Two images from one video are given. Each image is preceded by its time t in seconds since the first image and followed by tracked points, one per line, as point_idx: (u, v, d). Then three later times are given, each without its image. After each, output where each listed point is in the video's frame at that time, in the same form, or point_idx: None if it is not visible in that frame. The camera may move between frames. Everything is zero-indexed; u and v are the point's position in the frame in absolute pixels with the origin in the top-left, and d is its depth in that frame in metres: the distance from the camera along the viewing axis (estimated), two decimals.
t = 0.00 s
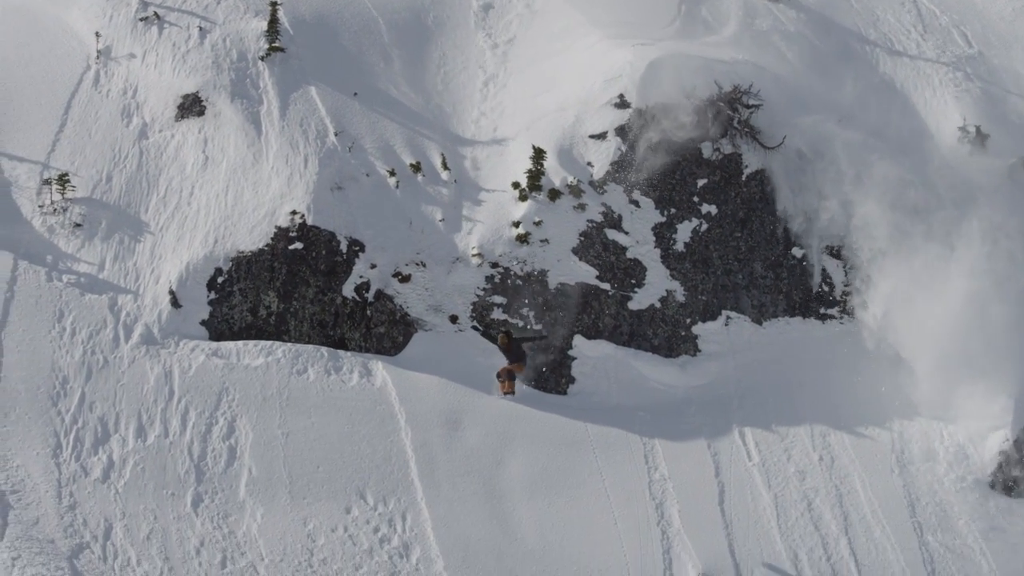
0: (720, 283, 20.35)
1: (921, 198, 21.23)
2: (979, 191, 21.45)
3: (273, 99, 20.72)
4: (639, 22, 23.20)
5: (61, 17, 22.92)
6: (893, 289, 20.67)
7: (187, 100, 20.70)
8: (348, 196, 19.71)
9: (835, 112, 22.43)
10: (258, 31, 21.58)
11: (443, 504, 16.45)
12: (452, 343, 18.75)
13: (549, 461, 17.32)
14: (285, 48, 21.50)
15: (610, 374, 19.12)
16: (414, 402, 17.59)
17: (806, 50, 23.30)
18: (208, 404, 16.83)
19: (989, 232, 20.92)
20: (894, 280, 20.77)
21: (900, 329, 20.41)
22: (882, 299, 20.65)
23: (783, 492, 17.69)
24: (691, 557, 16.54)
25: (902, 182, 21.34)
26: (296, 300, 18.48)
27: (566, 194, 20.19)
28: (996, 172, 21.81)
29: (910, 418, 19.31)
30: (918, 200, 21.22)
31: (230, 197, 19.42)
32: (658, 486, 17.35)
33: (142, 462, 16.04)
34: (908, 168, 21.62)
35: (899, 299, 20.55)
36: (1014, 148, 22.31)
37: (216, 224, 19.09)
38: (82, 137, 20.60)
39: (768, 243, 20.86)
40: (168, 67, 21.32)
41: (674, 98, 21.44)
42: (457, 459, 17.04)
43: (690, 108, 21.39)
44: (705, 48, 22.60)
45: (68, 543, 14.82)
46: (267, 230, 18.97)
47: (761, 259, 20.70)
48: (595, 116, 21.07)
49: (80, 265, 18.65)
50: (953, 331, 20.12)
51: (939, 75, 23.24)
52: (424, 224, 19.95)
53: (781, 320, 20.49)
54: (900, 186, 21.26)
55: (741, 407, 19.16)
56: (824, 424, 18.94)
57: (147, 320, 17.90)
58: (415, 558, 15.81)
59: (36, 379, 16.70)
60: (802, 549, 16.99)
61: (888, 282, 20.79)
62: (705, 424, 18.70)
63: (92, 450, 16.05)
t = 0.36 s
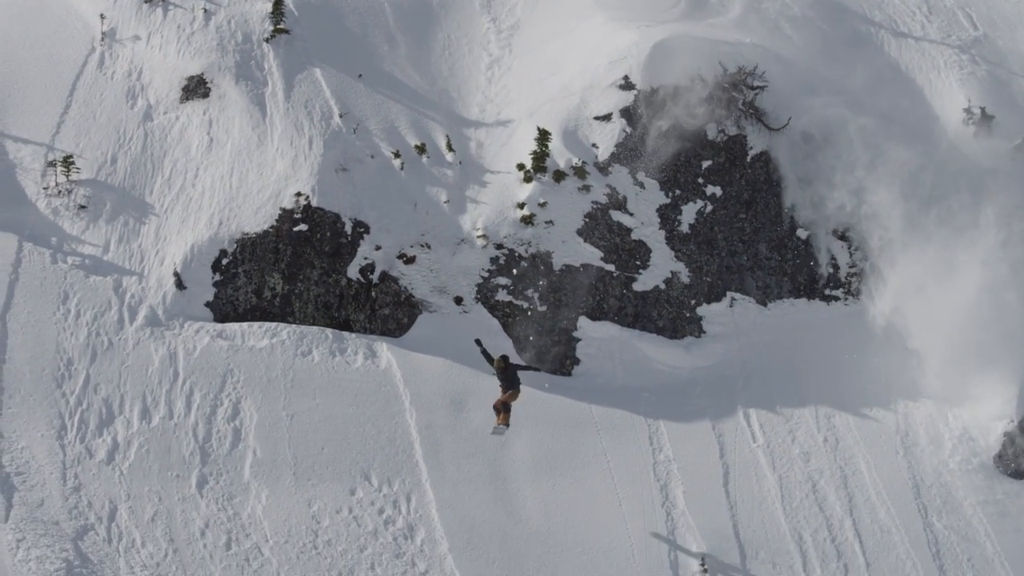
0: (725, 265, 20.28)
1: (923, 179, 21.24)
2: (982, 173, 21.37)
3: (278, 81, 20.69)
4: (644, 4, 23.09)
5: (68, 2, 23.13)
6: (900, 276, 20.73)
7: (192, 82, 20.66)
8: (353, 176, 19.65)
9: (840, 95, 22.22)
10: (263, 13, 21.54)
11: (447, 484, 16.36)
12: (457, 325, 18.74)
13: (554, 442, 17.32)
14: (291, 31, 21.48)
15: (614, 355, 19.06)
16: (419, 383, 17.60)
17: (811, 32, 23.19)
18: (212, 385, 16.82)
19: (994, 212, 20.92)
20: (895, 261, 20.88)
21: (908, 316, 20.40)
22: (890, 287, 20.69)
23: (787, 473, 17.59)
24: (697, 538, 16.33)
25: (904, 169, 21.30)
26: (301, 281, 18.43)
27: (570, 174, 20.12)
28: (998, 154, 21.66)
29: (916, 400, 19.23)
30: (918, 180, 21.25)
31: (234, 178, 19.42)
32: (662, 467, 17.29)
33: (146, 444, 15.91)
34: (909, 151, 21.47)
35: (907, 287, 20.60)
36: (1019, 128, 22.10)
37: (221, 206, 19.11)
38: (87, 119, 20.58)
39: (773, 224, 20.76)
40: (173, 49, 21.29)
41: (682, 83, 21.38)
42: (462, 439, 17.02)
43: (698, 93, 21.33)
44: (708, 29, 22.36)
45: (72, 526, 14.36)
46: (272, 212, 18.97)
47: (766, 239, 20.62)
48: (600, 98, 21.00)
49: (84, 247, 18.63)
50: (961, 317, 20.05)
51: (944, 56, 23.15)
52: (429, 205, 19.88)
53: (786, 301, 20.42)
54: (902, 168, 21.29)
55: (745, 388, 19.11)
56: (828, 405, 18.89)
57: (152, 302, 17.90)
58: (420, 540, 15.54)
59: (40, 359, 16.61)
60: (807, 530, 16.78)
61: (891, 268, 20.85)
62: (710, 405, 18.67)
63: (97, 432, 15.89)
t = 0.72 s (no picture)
0: (728, 244, 20.29)
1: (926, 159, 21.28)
2: (985, 154, 21.36)
3: (280, 60, 20.55)
4: None
5: None
6: (907, 259, 20.79)
7: (195, 61, 20.56)
8: (356, 156, 19.56)
9: (843, 73, 22.05)
10: None
11: (450, 463, 16.37)
12: (461, 305, 18.67)
13: (557, 421, 17.31)
14: (292, 9, 21.24)
15: (618, 335, 19.01)
16: (423, 362, 17.58)
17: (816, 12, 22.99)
18: (216, 364, 16.81)
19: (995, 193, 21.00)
20: (898, 239, 20.96)
21: (914, 297, 20.41)
22: (896, 271, 20.75)
23: (790, 453, 17.57)
24: (699, 518, 16.28)
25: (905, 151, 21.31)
26: (304, 261, 18.44)
27: (573, 154, 20.00)
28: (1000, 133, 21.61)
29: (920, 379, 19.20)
30: (922, 159, 21.29)
31: (238, 158, 19.35)
32: (666, 447, 17.28)
33: (150, 424, 15.92)
34: (914, 130, 21.47)
35: (911, 270, 20.68)
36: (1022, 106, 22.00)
37: (224, 184, 19.06)
38: (90, 99, 20.49)
39: (776, 204, 20.78)
40: (175, 28, 21.17)
41: (686, 65, 21.28)
42: (465, 418, 17.03)
43: (708, 76, 21.26)
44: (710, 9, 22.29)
45: (75, 505, 14.37)
46: (274, 192, 18.94)
47: (769, 219, 20.65)
48: (602, 77, 20.83)
49: (87, 227, 18.61)
50: (969, 301, 20.06)
51: (946, 36, 22.98)
52: (431, 183, 19.80)
53: (788, 281, 20.44)
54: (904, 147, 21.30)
55: (749, 367, 19.07)
56: (832, 385, 18.85)
57: (156, 281, 17.88)
58: (423, 520, 15.52)
59: (44, 340, 16.59)
60: (810, 509, 16.74)
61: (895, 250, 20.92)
62: (713, 385, 18.63)
63: (100, 412, 15.92)
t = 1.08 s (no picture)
0: (731, 221, 20.22)
1: (929, 136, 21.47)
2: (987, 132, 21.56)
3: (284, 37, 20.48)
4: None
5: None
6: (911, 236, 20.71)
7: (198, 39, 20.51)
8: (359, 134, 19.51)
9: (846, 52, 22.32)
10: None
11: (454, 439, 16.38)
12: (464, 282, 18.62)
13: (560, 398, 17.31)
14: None
15: (621, 311, 18.93)
16: (426, 339, 17.56)
17: None
18: (219, 341, 16.81)
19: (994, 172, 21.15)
20: (902, 215, 20.94)
21: (920, 272, 20.21)
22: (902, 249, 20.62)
23: (794, 429, 17.57)
24: (703, 495, 16.25)
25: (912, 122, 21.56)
26: (307, 238, 18.37)
27: (577, 131, 20.03)
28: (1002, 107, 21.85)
29: (925, 355, 19.11)
30: (926, 137, 21.46)
31: (242, 135, 19.30)
32: (669, 424, 17.28)
33: (154, 401, 15.94)
34: (917, 110, 21.67)
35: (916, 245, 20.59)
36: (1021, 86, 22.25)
37: (228, 161, 19.03)
38: (93, 76, 20.41)
39: (780, 180, 20.74)
40: (179, 6, 21.14)
41: (694, 44, 21.42)
42: (468, 394, 17.04)
43: (718, 57, 21.40)
44: None
45: (79, 482, 14.40)
46: (278, 169, 18.90)
47: (772, 196, 20.59)
48: (604, 55, 20.96)
49: (91, 204, 18.56)
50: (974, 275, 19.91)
51: (951, 14, 23.24)
52: (435, 160, 19.73)
53: (792, 258, 20.32)
54: (904, 123, 21.55)
55: (752, 344, 19.02)
56: (835, 362, 18.81)
57: (159, 259, 17.85)
58: (426, 498, 15.49)
59: (47, 317, 16.58)
60: (814, 486, 16.74)
61: (900, 227, 20.86)
62: (717, 361, 18.58)
63: (104, 388, 15.93)
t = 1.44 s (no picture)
0: (735, 193, 20.11)
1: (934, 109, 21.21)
2: (988, 105, 21.35)
3: (287, 9, 20.25)
4: None
5: None
6: (916, 208, 20.60)
7: (202, 11, 20.35)
8: (363, 105, 19.42)
9: (852, 24, 22.03)
10: None
11: (457, 411, 16.41)
12: (468, 254, 18.55)
13: (565, 369, 17.30)
14: None
15: (625, 283, 18.86)
16: (430, 310, 17.52)
17: None
18: (223, 313, 16.80)
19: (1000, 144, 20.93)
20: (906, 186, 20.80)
21: (926, 244, 20.11)
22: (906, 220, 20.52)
23: (798, 400, 17.56)
24: (706, 466, 16.37)
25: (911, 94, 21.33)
26: (311, 210, 18.29)
27: (580, 103, 19.91)
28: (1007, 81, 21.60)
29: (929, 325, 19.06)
30: (932, 110, 21.25)
31: (245, 108, 19.16)
32: (673, 395, 17.29)
33: (157, 372, 15.94)
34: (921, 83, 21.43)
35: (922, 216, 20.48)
36: None
37: (232, 133, 18.90)
38: (97, 48, 20.25)
39: (784, 151, 20.64)
40: None
41: (698, 17, 21.26)
42: (472, 365, 17.03)
43: (728, 33, 21.25)
44: None
45: (83, 454, 14.54)
46: (282, 140, 18.78)
47: (776, 167, 20.47)
48: (609, 27, 20.68)
49: (94, 176, 18.49)
50: (981, 248, 19.79)
51: None
52: (438, 132, 19.62)
53: (796, 230, 20.22)
54: (911, 97, 21.30)
55: (756, 316, 18.95)
56: (839, 333, 18.76)
57: (163, 230, 17.79)
58: (430, 468, 15.58)
59: (51, 288, 16.59)
60: (818, 457, 16.77)
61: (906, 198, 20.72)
62: (722, 333, 18.54)
63: (107, 359, 15.95)
